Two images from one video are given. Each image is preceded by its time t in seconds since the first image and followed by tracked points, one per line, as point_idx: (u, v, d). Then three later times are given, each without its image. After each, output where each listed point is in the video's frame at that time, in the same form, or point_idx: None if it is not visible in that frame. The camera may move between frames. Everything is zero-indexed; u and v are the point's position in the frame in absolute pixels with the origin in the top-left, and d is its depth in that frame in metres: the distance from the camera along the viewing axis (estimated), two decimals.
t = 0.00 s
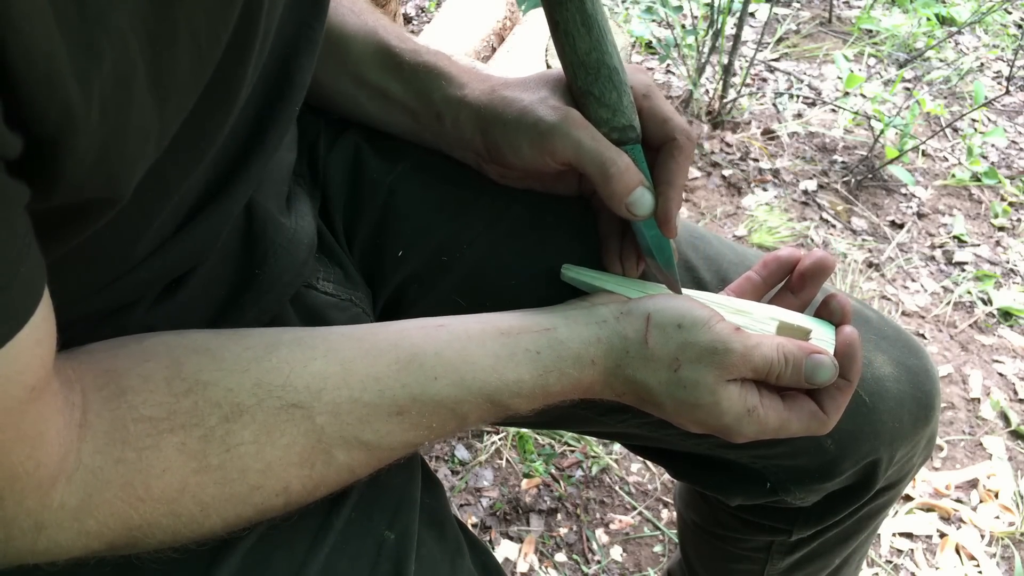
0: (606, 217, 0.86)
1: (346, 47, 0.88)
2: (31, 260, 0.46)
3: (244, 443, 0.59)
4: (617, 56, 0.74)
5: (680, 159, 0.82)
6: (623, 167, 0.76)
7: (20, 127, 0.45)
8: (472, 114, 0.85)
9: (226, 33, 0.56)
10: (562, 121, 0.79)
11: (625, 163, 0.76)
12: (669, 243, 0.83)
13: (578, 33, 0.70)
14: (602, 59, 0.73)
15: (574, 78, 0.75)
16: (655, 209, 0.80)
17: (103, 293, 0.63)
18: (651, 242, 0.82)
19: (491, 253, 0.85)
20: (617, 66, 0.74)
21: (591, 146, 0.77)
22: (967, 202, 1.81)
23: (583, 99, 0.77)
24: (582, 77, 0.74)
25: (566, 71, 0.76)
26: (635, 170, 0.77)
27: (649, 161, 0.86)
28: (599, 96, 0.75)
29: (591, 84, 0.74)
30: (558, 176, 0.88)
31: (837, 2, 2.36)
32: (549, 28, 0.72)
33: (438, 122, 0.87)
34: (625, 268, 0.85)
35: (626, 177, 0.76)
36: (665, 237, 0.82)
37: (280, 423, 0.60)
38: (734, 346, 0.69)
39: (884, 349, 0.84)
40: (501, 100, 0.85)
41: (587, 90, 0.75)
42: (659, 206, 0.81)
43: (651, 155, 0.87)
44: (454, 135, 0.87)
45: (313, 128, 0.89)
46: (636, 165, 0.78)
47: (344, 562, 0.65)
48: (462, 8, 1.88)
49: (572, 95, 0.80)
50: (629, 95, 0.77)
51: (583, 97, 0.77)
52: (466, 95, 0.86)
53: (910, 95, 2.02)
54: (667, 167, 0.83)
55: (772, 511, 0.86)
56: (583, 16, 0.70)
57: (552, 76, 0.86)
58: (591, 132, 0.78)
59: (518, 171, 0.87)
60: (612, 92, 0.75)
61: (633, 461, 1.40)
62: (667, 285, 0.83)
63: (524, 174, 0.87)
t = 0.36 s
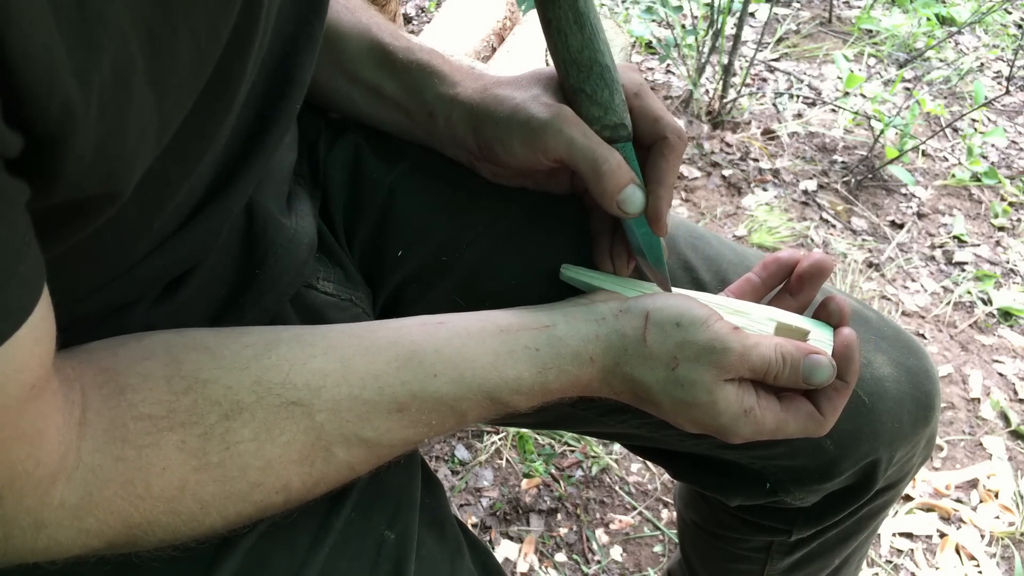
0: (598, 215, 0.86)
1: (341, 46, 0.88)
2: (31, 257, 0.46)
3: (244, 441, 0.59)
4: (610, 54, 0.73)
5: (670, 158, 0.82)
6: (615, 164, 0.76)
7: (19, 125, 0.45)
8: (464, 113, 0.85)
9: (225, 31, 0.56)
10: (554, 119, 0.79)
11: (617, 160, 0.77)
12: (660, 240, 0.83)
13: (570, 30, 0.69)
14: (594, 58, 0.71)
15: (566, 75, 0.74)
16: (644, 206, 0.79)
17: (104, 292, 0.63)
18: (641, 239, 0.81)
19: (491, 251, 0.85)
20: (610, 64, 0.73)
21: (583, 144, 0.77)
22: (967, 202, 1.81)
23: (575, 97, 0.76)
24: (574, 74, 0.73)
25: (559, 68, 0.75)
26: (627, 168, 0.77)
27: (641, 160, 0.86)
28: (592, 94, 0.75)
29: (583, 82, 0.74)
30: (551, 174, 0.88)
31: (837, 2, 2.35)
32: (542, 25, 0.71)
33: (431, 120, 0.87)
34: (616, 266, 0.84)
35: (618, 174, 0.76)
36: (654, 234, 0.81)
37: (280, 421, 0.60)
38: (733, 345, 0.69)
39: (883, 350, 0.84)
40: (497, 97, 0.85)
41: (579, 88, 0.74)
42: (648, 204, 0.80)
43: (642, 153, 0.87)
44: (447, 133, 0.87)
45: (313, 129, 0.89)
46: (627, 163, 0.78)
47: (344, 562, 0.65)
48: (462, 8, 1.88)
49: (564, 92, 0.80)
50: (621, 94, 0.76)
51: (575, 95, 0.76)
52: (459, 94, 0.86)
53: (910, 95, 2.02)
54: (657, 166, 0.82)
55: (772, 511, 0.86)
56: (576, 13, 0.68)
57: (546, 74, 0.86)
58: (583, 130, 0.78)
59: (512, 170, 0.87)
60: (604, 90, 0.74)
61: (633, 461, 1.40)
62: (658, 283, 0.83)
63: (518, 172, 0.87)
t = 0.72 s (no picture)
0: (594, 215, 0.86)
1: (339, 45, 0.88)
2: (31, 253, 0.46)
3: (244, 440, 0.59)
4: (605, 54, 0.74)
5: (665, 158, 0.82)
6: (610, 163, 0.76)
7: (19, 121, 0.45)
8: (460, 111, 0.85)
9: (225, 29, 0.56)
10: (549, 117, 0.79)
11: (612, 160, 0.77)
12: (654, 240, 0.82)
13: (566, 29, 0.70)
14: (589, 57, 0.72)
15: (562, 74, 0.74)
16: (639, 205, 0.79)
17: (103, 290, 0.63)
18: (636, 238, 0.81)
19: (491, 252, 0.85)
20: (605, 63, 0.74)
21: (578, 142, 0.77)
22: (967, 202, 1.81)
23: (570, 96, 0.76)
24: (570, 73, 0.74)
25: (554, 67, 0.75)
26: (622, 167, 0.77)
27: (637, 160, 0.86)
28: (587, 93, 0.75)
29: (578, 80, 0.74)
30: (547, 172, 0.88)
31: (837, 2, 2.35)
32: (538, 24, 0.72)
33: (427, 118, 0.87)
34: (612, 265, 0.84)
35: (613, 173, 0.76)
36: (649, 233, 0.81)
37: (280, 420, 0.60)
38: (732, 347, 0.69)
39: (883, 350, 0.84)
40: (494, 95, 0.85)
41: (574, 87, 0.75)
42: (643, 203, 0.80)
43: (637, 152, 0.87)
44: (443, 130, 0.87)
45: (314, 128, 0.89)
46: (622, 163, 0.78)
47: (344, 561, 0.65)
48: (462, 8, 1.88)
49: (559, 90, 0.80)
50: (616, 92, 0.76)
51: (570, 94, 0.76)
52: (456, 92, 0.86)
53: (910, 95, 2.02)
54: (652, 166, 0.82)
55: (772, 512, 0.86)
56: (572, 12, 0.69)
57: (543, 73, 0.86)
58: (578, 129, 0.78)
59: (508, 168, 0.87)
60: (600, 89, 0.74)
61: (633, 461, 1.40)
62: (653, 283, 0.83)
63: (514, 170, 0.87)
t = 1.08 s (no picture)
0: (587, 212, 0.86)
1: (336, 43, 0.88)
2: (30, 249, 0.46)
3: (244, 438, 0.59)
4: (600, 52, 0.74)
5: (659, 157, 0.82)
6: (604, 162, 0.76)
7: (19, 118, 0.45)
8: (455, 107, 0.85)
9: (224, 27, 0.56)
10: (545, 114, 0.79)
11: (606, 158, 0.77)
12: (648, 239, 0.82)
13: (564, 27, 0.70)
14: (586, 55, 0.72)
15: (558, 72, 0.74)
16: (632, 203, 0.79)
17: (102, 289, 0.63)
18: (629, 238, 0.81)
19: (490, 251, 0.85)
20: (600, 62, 0.74)
21: (573, 140, 0.78)
22: (967, 202, 1.81)
23: (566, 94, 0.76)
24: (566, 71, 0.74)
25: (550, 65, 0.75)
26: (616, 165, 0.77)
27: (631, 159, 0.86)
28: (582, 91, 0.75)
29: (574, 78, 0.74)
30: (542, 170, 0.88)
31: (837, 2, 2.36)
32: (536, 21, 0.71)
33: (422, 114, 0.87)
34: (603, 263, 0.84)
35: (607, 171, 0.76)
36: (642, 233, 0.81)
37: (280, 418, 0.60)
38: (731, 347, 0.69)
39: (883, 350, 0.84)
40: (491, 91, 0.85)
41: (570, 85, 0.75)
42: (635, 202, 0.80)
43: (631, 152, 0.87)
44: (438, 126, 0.87)
45: (313, 128, 0.89)
46: (617, 162, 0.78)
47: (344, 561, 0.65)
48: (462, 8, 1.88)
49: (555, 88, 0.80)
50: (611, 91, 0.76)
51: (566, 91, 0.76)
52: (452, 88, 0.86)
53: (910, 95, 2.02)
54: (646, 165, 0.82)
55: (772, 511, 0.86)
56: (569, 10, 0.69)
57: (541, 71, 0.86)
58: (573, 126, 0.78)
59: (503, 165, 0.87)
60: (595, 87, 0.74)
61: (633, 461, 1.40)
62: (646, 283, 0.82)
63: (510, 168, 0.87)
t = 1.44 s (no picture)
0: (586, 211, 0.85)
1: (336, 42, 0.87)
2: (29, 247, 0.46)
3: (244, 437, 0.59)
4: (602, 51, 0.74)
5: (659, 156, 0.82)
6: (603, 160, 0.77)
7: (16, 115, 0.45)
8: (457, 104, 0.85)
9: (223, 26, 0.56)
10: (546, 111, 0.79)
11: (606, 156, 0.77)
12: (645, 238, 0.82)
13: (564, 26, 0.70)
14: (586, 53, 0.72)
15: (558, 70, 0.74)
16: (631, 202, 0.79)
17: (102, 288, 0.63)
18: (627, 236, 0.81)
19: (490, 252, 0.85)
20: (602, 60, 0.74)
21: (573, 138, 0.78)
22: (967, 203, 1.81)
23: (567, 92, 0.76)
24: (567, 70, 0.74)
25: (551, 63, 0.75)
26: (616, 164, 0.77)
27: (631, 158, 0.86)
28: (583, 90, 0.75)
29: (575, 76, 0.74)
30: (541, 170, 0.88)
31: (837, 2, 2.35)
32: (537, 20, 0.71)
33: (422, 110, 0.87)
34: (600, 261, 0.84)
35: (607, 169, 0.76)
36: (640, 231, 0.81)
37: (279, 418, 0.60)
38: (729, 348, 0.69)
39: (883, 350, 0.84)
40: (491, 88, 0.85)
41: (571, 83, 0.75)
42: (635, 200, 0.80)
43: (631, 152, 0.87)
44: (438, 123, 0.87)
45: (314, 128, 0.89)
46: (617, 160, 0.78)
47: (344, 561, 0.65)
48: (462, 8, 1.88)
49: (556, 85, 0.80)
50: (612, 90, 0.76)
51: (567, 89, 0.76)
52: (452, 85, 0.86)
53: (910, 95, 2.02)
54: (645, 164, 0.82)
55: (772, 512, 0.86)
56: (570, 9, 0.69)
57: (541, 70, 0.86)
58: (574, 124, 0.78)
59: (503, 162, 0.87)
60: (595, 86, 0.74)
61: (633, 461, 1.40)
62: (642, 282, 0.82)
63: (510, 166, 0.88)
